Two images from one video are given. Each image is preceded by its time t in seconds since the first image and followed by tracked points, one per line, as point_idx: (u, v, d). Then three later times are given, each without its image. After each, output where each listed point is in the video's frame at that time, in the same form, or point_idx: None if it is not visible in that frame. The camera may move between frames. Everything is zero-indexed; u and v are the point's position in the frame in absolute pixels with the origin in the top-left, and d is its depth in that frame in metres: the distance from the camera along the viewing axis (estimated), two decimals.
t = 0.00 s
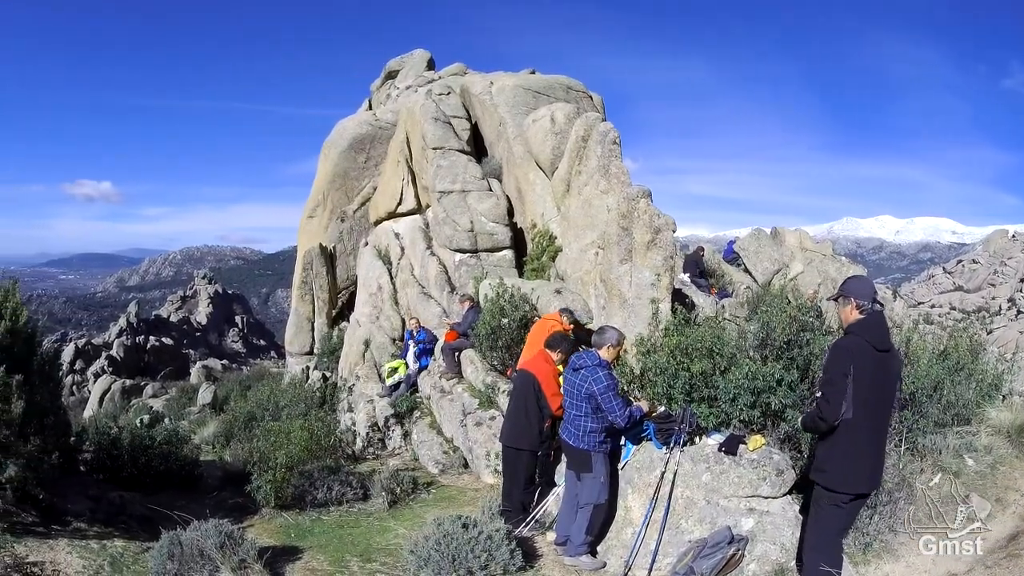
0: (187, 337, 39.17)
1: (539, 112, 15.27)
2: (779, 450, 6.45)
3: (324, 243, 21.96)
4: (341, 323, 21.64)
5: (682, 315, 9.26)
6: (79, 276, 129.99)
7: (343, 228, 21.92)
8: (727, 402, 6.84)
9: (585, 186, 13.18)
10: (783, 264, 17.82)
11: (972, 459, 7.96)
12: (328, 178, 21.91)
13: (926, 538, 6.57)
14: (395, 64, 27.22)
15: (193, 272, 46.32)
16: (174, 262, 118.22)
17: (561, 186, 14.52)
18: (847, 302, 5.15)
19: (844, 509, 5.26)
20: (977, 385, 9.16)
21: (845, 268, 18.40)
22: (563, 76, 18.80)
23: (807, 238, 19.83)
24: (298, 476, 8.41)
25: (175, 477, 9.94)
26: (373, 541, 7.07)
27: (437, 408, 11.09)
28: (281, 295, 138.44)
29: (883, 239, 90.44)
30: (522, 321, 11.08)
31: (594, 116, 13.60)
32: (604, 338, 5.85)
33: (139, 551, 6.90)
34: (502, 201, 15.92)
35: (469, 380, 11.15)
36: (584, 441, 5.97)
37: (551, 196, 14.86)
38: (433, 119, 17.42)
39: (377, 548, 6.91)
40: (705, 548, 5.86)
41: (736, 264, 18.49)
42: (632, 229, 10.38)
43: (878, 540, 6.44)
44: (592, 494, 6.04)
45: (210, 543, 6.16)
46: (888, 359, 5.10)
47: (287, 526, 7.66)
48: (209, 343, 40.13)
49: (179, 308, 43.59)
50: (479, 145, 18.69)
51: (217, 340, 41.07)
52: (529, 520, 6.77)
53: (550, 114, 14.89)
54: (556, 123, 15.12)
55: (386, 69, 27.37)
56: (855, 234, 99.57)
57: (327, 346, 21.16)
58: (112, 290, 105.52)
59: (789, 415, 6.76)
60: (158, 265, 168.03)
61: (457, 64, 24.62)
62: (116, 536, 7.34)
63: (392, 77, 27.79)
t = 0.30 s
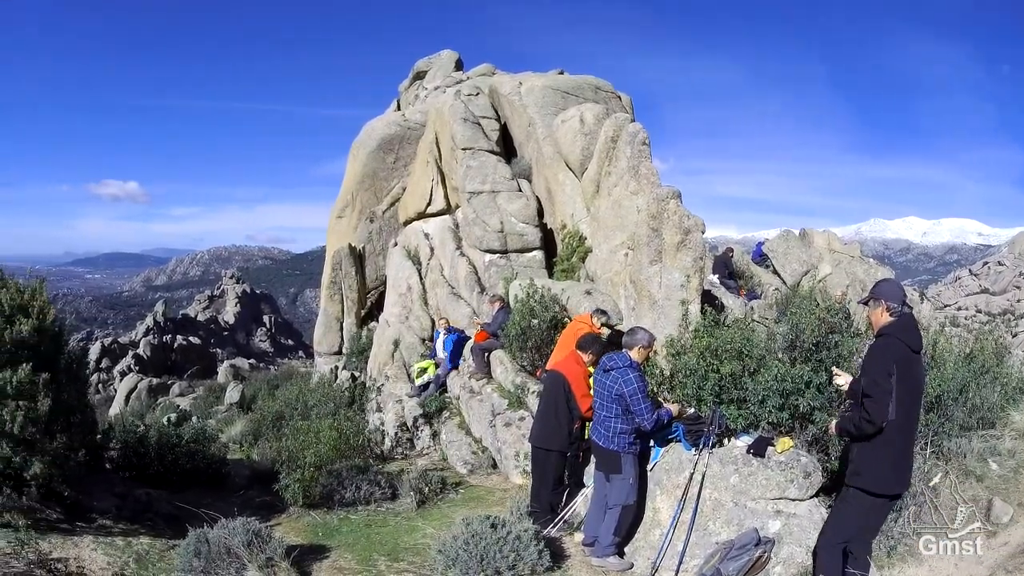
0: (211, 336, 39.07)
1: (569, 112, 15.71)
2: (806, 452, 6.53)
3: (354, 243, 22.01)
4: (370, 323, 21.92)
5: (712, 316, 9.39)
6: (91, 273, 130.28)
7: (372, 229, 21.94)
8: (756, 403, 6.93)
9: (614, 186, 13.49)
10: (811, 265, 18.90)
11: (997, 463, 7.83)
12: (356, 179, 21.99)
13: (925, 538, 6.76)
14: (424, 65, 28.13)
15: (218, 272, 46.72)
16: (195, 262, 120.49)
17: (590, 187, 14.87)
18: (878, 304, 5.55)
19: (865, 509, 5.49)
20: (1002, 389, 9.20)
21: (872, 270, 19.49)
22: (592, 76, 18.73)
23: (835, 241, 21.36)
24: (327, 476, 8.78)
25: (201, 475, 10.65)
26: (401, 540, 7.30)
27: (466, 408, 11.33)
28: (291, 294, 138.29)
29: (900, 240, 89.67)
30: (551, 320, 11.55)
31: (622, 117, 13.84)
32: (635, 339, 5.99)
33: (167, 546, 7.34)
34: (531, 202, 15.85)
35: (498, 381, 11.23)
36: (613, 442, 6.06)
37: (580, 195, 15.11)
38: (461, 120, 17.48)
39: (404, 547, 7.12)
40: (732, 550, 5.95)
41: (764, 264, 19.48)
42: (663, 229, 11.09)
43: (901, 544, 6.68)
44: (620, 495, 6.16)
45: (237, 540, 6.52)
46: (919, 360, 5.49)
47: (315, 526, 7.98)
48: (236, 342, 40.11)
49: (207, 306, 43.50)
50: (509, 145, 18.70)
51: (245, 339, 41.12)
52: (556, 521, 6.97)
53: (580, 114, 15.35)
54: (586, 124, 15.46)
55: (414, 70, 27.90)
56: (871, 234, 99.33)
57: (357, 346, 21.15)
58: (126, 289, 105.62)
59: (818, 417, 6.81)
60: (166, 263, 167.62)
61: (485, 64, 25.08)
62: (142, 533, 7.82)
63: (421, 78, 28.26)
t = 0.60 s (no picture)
0: (243, 335, 41.64)
1: (599, 113, 16.25)
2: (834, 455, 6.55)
3: (384, 243, 22.77)
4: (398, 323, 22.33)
5: (740, 317, 9.42)
6: (102, 272, 131.32)
7: (401, 229, 22.71)
8: (784, 405, 7.13)
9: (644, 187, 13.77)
10: (839, 266, 19.47)
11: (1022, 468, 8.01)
12: (388, 179, 22.96)
13: (926, 536, 6.71)
14: (452, 66, 28.82)
15: (254, 273, 49.65)
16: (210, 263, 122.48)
17: (620, 187, 15.14)
18: (900, 307, 5.71)
19: (892, 517, 5.77)
20: None
21: (900, 272, 19.92)
22: (621, 76, 19.52)
23: (863, 242, 21.59)
24: (355, 475, 9.07)
25: (229, 473, 11.10)
26: (429, 540, 7.41)
27: (495, 408, 11.45)
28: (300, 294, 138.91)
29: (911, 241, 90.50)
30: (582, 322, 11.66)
31: (652, 118, 14.12)
32: (667, 339, 6.13)
33: (192, 544, 7.55)
34: (562, 203, 16.40)
35: (528, 382, 11.31)
36: (643, 442, 6.20)
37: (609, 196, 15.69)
38: (492, 121, 18.45)
39: (432, 546, 7.29)
40: (759, 552, 6.07)
41: (793, 267, 19.76)
42: (691, 230, 11.19)
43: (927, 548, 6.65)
44: (649, 496, 6.31)
45: (266, 538, 6.70)
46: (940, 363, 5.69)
47: (343, 524, 8.23)
48: (263, 342, 43.25)
49: (236, 307, 46.00)
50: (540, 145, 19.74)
51: (272, 339, 44.46)
52: (585, 522, 7.11)
53: (608, 114, 15.84)
54: (615, 125, 15.79)
55: (443, 71, 28.54)
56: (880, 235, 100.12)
57: (387, 345, 21.46)
58: (140, 289, 106.97)
59: (845, 419, 6.99)
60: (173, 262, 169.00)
61: (514, 65, 25.64)
62: (170, 531, 8.09)
63: (450, 79, 28.93)
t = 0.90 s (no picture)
0: (268, 334, 42.39)
1: (628, 114, 16.60)
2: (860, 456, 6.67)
3: (413, 244, 23.03)
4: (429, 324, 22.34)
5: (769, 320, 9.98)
6: (116, 271, 132.45)
7: (431, 229, 22.96)
8: (813, 407, 7.38)
9: (673, 189, 14.05)
10: (867, 269, 19.89)
11: None
12: (417, 180, 23.16)
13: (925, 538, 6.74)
14: (480, 65, 28.80)
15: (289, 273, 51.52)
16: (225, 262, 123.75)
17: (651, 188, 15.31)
18: (914, 310, 5.72)
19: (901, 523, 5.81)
20: None
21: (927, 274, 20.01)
22: (649, 76, 19.75)
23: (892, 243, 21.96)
24: (384, 475, 9.36)
25: (256, 472, 11.29)
26: (457, 540, 7.68)
27: (524, 410, 11.68)
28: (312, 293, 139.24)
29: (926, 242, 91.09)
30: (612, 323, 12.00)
31: (682, 119, 14.36)
32: (699, 342, 6.17)
33: (220, 543, 7.70)
34: (591, 204, 16.59)
35: (557, 383, 11.62)
36: (673, 444, 6.29)
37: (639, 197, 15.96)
38: (520, 121, 18.40)
39: (460, 547, 7.51)
40: (785, 555, 6.06)
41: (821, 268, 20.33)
42: (721, 231, 11.49)
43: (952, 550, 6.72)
44: (678, 499, 6.39)
45: (294, 537, 6.85)
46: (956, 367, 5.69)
47: (373, 524, 8.47)
48: (291, 342, 43.66)
49: (261, 305, 45.88)
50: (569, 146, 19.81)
51: (300, 338, 44.70)
52: (612, 523, 7.16)
53: (638, 115, 16.17)
54: (645, 126, 16.05)
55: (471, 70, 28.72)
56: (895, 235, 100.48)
57: (416, 346, 21.56)
58: (156, 289, 108.30)
59: (873, 421, 7.24)
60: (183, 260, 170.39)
61: (542, 64, 25.85)
62: (197, 529, 8.35)
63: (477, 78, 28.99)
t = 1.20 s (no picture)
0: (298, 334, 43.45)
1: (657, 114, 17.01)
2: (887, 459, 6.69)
3: (444, 244, 23.64)
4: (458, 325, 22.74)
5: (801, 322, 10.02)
6: (132, 268, 134.44)
7: (461, 231, 23.42)
8: (841, 410, 7.36)
9: (704, 191, 14.34)
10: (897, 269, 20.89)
11: None
12: (447, 180, 23.78)
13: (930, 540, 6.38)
14: (510, 66, 29.66)
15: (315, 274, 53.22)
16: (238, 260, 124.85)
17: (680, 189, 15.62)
18: (927, 313, 5.77)
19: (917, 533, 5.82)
20: None
21: (955, 275, 20.64)
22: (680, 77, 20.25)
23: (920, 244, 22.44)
24: (413, 474, 9.58)
25: (285, 471, 11.51)
26: (486, 540, 7.86)
27: (555, 411, 12.06)
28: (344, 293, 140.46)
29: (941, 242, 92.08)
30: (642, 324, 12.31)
31: (712, 120, 14.68)
32: (734, 346, 6.15)
33: (248, 540, 7.76)
34: (621, 205, 17.17)
35: (587, 384, 12.11)
36: (704, 447, 6.35)
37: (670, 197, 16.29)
38: (551, 121, 19.28)
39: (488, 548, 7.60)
40: (812, 558, 6.05)
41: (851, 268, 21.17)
42: (752, 233, 12.05)
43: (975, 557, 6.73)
44: (706, 501, 6.44)
45: (322, 536, 6.99)
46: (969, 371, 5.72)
47: (401, 524, 8.72)
48: (320, 342, 44.55)
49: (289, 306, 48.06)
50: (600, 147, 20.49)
51: (327, 339, 45.74)
52: (641, 524, 7.27)
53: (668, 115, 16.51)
54: (674, 126, 16.41)
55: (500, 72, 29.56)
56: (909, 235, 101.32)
57: (446, 347, 21.65)
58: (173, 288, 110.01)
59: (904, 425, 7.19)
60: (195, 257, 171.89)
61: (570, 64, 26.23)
62: (224, 527, 8.44)
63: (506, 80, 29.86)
